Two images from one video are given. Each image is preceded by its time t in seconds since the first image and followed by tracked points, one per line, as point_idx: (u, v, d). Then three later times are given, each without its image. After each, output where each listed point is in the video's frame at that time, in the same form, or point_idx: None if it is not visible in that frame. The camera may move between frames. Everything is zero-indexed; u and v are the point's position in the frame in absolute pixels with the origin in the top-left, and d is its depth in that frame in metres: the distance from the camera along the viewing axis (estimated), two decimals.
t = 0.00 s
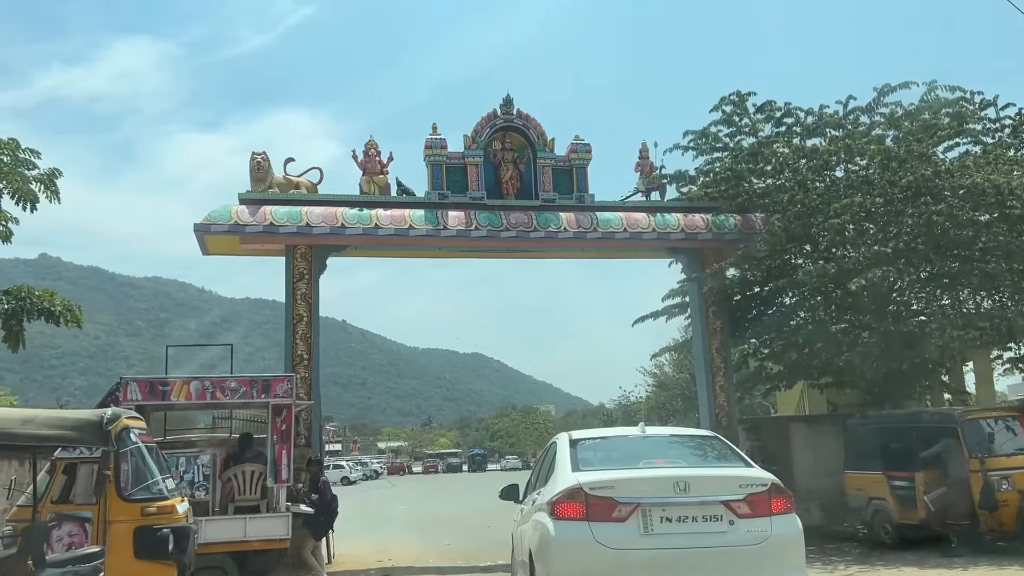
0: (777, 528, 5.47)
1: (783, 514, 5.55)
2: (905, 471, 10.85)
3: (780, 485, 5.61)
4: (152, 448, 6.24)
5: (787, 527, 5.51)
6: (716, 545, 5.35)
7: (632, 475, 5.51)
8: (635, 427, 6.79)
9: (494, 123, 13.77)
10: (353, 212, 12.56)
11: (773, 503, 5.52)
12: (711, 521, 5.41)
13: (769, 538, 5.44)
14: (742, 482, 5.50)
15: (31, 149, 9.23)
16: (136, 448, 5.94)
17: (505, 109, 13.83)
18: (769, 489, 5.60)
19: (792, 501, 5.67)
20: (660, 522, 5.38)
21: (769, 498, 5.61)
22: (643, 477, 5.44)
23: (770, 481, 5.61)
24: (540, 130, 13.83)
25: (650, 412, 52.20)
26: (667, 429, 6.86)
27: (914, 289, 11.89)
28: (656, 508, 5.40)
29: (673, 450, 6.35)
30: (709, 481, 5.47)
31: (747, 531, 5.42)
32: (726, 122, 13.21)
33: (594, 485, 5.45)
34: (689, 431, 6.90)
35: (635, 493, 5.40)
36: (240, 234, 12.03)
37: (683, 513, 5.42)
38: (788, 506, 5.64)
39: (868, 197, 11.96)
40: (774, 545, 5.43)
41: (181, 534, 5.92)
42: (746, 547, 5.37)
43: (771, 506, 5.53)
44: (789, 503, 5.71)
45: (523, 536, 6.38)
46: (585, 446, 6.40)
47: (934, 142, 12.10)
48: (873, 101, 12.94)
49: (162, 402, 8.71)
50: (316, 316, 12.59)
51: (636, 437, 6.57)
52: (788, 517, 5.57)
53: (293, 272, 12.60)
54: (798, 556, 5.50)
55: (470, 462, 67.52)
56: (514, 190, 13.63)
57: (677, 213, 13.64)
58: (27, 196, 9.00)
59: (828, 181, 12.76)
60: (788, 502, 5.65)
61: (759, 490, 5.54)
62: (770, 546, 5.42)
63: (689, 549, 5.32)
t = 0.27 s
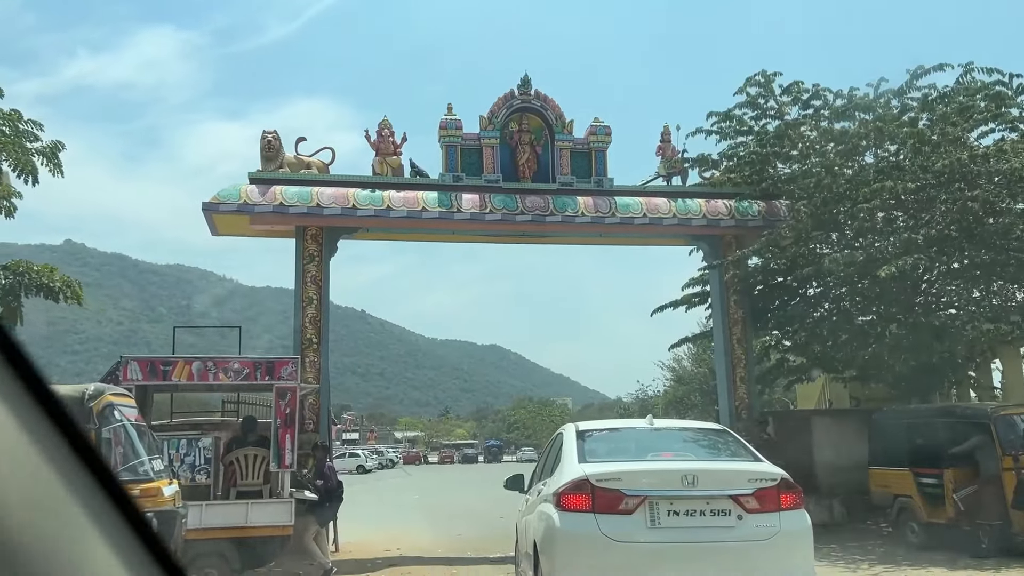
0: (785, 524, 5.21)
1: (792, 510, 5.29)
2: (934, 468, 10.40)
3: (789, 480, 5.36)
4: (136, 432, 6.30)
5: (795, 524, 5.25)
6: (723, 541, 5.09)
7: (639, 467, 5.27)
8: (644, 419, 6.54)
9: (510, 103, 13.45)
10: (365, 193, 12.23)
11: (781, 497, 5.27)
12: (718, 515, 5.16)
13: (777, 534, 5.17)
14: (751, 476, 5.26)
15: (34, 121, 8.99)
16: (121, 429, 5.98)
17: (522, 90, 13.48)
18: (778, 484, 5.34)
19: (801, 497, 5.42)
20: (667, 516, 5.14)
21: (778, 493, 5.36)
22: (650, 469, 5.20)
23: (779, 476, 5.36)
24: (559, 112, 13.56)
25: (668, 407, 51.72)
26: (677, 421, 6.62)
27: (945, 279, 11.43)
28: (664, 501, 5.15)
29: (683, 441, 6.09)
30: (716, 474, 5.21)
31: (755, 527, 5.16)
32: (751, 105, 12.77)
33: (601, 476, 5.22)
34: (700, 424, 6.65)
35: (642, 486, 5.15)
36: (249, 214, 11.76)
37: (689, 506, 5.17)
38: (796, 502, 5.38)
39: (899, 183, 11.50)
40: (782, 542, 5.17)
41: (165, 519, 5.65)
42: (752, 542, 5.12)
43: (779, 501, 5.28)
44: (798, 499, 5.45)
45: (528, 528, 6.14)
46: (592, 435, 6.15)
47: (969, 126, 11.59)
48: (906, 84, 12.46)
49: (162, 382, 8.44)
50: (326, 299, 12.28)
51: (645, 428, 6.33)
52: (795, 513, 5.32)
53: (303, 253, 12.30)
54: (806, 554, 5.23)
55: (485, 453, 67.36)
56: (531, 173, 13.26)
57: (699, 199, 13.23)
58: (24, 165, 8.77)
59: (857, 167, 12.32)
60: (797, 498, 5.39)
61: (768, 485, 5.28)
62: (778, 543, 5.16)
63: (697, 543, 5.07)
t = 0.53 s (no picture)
0: (776, 523, 5.18)
1: (784, 510, 5.26)
2: (947, 469, 10.06)
3: (781, 480, 5.33)
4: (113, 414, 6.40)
5: (786, 524, 5.22)
6: (714, 539, 5.05)
7: (631, 465, 5.24)
8: (639, 417, 6.47)
9: (518, 86, 13.08)
10: (366, 175, 11.92)
11: (773, 497, 5.24)
12: (709, 514, 5.12)
13: (768, 534, 5.13)
14: (743, 476, 5.22)
15: (23, 93, 8.70)
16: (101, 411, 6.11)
17: (530, 73, 13.14)
18: (770, 484, 5.32)
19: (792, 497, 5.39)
20: (657, 514, 5.10)
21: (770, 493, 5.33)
22: (641, 466, 5.18)
23: (771, 475, 5.33)
24: (567, 95, 13.11)
25: (674, 400, 51.36)
26: (671, 420, 6.57)
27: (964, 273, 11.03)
28: (655, 499, 5.13)
29: (677, 441, 6.04)
30: (709, 473, 5.17)
31: (747, 526, 5.11)
32: (766, 91, 12.38)
33: (592, 473, 5.18)
34: (695, 423, 6.60)
35: (633, 483, 5.14)
36: (247, 195, 11.48)
37: (681, 504, 5.13)
38: (786, 502, 5.36)
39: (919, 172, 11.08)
40: (773, 542, 5.13)
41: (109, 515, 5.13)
42: (743, 542, 5.08)
43: (770, 501, 5.24)
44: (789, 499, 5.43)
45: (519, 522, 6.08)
46: (586, 432, 6.09)
47: (992, 114, 11.14)
48: (927, 71, 12.04)
49: (150, 365, 8.18)
50: (325, 283, 11.98)
51: (638, 426, 6.29)
52: (787, 512, 5.29)
53: (302, 236, 12.00)
54: (798, 554, 5.18)
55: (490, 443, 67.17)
56: (537, 158, 12.92)
57: (710, 187, 12.86)
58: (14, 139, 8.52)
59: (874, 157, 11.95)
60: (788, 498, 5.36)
61: (759, 484, 5.25)
62: (769, 543, 5.11)
63: (688, 541, 5.03)
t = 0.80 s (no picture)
0: (753, 517, 5.11)
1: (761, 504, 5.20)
2: (949, 467, 9.79)
3: (759, 474, 5.26)
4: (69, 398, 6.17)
5: (763, 517, 5.15)
6: (691, 533, 4.97)
7: (611, 458, 5.13)
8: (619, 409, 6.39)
9: (517, 69, 12.77)
10: (360, 156, 11.62)
11: (751, 490, 5.17)
12: (687, 507, 5.04)
13: (745, 527, 5.07)
14: (721, 469, 5.14)
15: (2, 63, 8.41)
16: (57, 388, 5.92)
17: (529, 55, 12.83)
18: (747, 477, 5.25)
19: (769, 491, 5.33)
20: (636, 507, 5.00)
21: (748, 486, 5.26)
22: (620, 459, 5.06)
23: (749, 469, 5.26)
24: (568, 78, 12.82)
25: (673, 394, 51.15)
26: (650, 413, 6.50)
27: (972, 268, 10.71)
28: (634, 492, 5.02)
29: (658, 433, 5.95)
30: (687, 465, 5.08)
31: (724, 519, 5.05)
32: (771, 78, 12.07)
33: (571, 465, 5.08)
34: (675, 416, 6.54)
35: (613, 476, 5.02)
36: (236, 174, 11.19)
37: (660, 498, 5.03)
38: (765, 496, 5.29)
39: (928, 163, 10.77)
40: (750, 535, 5.07)
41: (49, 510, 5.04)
42: (720, 535, 5.00)
43: (748, 494, 5.18)
44: (766, 493, 5.37)
45: (501, 515, 5.96)
46: (567, 425, 5.99)
47: (1004, 103, 10.80)
48: (938, 60, 11.72)
49: (128, 346, 7.90)
50: (315, 267, 11.70)
51: (618, 419, 6.20)
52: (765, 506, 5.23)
53: (293, 219, 11.71)
54: (775, 549, 5.12)
55: (488, 434, 67.02)
56: (536, 143, 12.62)
57: (712, 176, 12.56)
58: None
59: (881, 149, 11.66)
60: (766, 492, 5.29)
61: (737, 478, 5.17)
62: (746, 536, 5.05)
63: (665, 535, 4.94)
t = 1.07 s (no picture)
0: (728, 512, 5.19)
1: (737, 499, 5.27)
2: (946, 467, 9.53)
3: (736, 469, 5.33)
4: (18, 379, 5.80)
5: (739, 512, 5.23)
6: (666, 527, 5.06)
7: (588, 451, 5.22)
8: (597, 403, 6.44)
9: (511, 52, 12.42)
10: (347, 139, 11.31)
11: (727, 486, 5.24)
12: (662, 502, 5.13)
13: (720, 522, 5.15)
14: (697, 464, 5.20)
15: None
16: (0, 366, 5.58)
17: (524, 38, 12.49)
18: (724, 472, 5.31)
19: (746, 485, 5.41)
20: (613, 501, 5.10)
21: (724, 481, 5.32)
22: (599, 453, 5.15)
23: (726, 464, 5.33)
24: (563, 63, 12.52)
25: (667, 389, 50.91)
26: (629, 407, 6.56)
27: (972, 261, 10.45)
28: (610, 486, 5.12)
29: (636, 427, 6.00)
30: (665, 460, 5.17)
31: (699, 514, 5.14)
32: (771, 66, 11.78)
33: (550, 459, 5.16)
34: (653, 410, 6.61)
35: (590, 470, 5.11)
36: (219, 154, 10.88)
37: (636, 492, 5.12)
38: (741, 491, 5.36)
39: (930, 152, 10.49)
40: (725, 530, 5.16)
41: None
42: (695, 530, 5.10)
43: (724, 489, 5.25)
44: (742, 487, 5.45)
45: (478, 506, 6.04)
46: (545, 417, 6.06)
47: (1009, 93, 10.50)
48: (942, 48, 11.43)
49: (98, 329, 7.61)
50: (300, 251, 11.40)
51: (596, 411, 6.25)
52: (741, 502, 5.30)
53: (278, 201, 11.39)
54: (751, 543, 5.20)
55: (481, 426, 66.78)
56: (529, 128, 12.25)
57: (709, 165, 12.27)
58: None
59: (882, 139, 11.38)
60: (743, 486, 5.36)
61: (713, 473, 5.24)
62: (721, 532, 5.13)
63: (640, 529, 5.04)
